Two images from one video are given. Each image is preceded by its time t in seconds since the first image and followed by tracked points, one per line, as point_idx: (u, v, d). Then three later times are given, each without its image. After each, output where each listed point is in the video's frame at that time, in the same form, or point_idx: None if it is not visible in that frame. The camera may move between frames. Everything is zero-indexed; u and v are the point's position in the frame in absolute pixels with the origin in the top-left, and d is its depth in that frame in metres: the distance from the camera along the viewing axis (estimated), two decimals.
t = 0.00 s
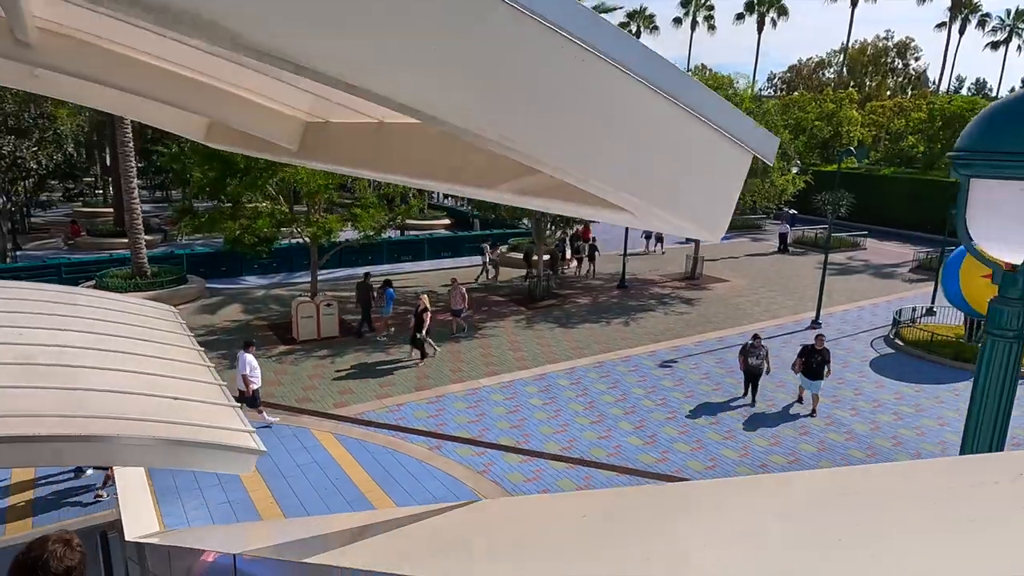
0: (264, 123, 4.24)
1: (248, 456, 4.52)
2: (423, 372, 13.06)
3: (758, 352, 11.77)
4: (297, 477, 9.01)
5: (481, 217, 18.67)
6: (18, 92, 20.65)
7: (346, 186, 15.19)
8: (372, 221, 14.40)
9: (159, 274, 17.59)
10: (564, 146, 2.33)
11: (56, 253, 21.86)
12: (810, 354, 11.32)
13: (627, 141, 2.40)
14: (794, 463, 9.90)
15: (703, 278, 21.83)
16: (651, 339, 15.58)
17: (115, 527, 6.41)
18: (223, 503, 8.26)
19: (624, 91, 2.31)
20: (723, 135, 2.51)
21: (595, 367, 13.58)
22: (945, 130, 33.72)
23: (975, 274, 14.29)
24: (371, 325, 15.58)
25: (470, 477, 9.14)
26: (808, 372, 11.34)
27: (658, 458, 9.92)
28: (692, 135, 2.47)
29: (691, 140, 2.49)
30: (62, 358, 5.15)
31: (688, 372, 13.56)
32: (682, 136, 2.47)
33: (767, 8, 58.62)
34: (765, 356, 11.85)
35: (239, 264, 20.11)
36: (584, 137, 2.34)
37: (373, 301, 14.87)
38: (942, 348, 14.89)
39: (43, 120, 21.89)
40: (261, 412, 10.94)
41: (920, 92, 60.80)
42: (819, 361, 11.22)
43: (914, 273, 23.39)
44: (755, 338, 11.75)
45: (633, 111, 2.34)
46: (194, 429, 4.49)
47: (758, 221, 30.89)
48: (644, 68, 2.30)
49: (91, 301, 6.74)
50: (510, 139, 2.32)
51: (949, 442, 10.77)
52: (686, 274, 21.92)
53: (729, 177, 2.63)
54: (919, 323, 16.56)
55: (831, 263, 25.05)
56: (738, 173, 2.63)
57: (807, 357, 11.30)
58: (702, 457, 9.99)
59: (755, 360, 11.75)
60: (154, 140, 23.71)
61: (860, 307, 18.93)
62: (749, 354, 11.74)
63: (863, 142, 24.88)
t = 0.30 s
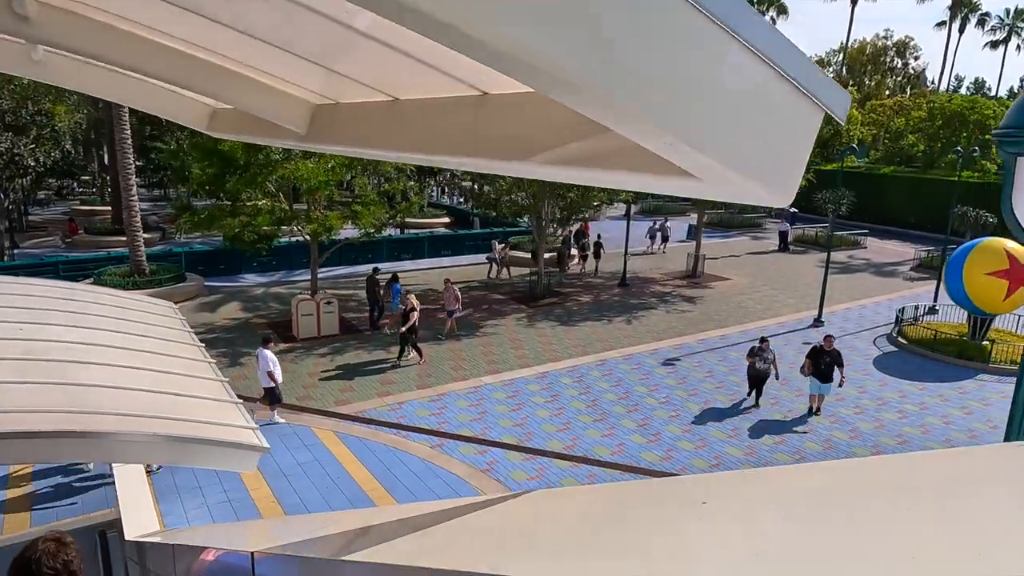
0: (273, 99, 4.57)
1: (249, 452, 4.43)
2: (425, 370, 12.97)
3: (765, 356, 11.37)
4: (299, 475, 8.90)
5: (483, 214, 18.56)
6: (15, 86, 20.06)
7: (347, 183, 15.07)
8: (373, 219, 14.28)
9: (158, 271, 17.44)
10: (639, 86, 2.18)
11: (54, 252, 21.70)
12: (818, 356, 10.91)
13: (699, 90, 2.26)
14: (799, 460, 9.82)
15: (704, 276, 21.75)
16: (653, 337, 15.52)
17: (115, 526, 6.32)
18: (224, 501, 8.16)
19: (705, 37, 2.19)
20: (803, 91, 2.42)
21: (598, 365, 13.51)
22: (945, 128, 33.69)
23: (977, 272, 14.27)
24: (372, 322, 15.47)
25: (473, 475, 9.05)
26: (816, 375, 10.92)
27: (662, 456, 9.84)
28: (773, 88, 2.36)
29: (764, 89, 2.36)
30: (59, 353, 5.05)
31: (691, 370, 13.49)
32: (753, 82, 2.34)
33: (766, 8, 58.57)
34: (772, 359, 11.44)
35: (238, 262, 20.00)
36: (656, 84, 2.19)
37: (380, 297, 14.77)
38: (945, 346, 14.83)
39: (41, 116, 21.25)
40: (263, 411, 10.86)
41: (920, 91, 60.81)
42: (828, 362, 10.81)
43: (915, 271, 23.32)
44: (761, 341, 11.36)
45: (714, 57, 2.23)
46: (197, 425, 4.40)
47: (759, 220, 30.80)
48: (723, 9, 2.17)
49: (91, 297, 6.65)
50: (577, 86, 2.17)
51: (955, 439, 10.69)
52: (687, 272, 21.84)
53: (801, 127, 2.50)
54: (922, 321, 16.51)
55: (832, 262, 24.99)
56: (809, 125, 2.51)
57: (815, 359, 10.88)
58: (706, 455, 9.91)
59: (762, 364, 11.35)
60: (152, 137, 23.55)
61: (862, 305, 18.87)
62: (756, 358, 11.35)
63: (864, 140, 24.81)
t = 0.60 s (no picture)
0: (280, 84, 4.64)
1: (250, 450, 4.34)
2: (425, 368, 12.87)
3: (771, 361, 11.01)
4: (300, 476, 8.79)
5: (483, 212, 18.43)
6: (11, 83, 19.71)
7: (346, 180, 14.91)
8: (372, 216, 14.16)
9: (155, 270, 17.33)
10: (755, 32, 2.06)
11: (50, 250, 21.50)
12: (825, 362, 10.49)
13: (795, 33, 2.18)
14: (804, 459, 9.73)
15: (705, 275, 21.63)
16: (654, 336, 15.42)
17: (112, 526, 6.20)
18: (223, 502, 8.04)
19: None
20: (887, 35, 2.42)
21: (599, 364, 13.40)
22: (945, 128, 33.73)
23: (980, 271, 14.20)
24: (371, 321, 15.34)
25: (476, 475, 8.95)
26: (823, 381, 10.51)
27: (665, 455, 9.74)
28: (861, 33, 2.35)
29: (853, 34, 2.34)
30: (55, 350, 4.94)
31: (693, 368, 13.41)
32: (841, 31, 2.29)
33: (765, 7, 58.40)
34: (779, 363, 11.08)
35: (236, 260, 19.85)
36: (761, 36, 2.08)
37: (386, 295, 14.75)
38: (948, 345, 14.76)
39: (37, 114, 20.92)
40: (261, 410, 10.74)
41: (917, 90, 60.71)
42: (834, 369, 10.36)
43: (915, 270, 23.23)
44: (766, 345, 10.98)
45: None
46: (197, 423, 4.29)
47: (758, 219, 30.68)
48: None
49: (86, 294, 6.52)
50: (684, 39, 2.04)
51: (960, 438, 10.61)
52: (688, 271, 21.75)
53: (881, 76, 2.48)
54: (924, 320, 16.43)
55: (832, 261, 24.92)
56: (891, 73, 2.51)
57: (821, 365, 10.46)
58: (711, 454, 9.82)
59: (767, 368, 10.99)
60: (148, 135, 23.33)
61: (864, 304, 18.79)
62: (761, 362, 10.98)
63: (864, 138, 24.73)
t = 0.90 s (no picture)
0: (293, 67, 4.21)
1: (250, 448, 4.23)
2: (425, 367, 12.77)
3: (778, 364, 10.67)
4: (300, 476, 8.68)
5: (484, 211, 18.34)
6: (8, 80, 19.57)
7: (346, 178, 14.78)
8: (373, 214, 14.05)
9: (153, 269, 17.22)
10: None
11: (47, 249, 21.38)
12: (834, 366, 10.16)
13: None
14: (809, 458, 9.64)
15: (706, 274, 21.54)
16: (656, 335, 15.32)
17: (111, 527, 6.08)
18: (222, 502, 7.94)
19: None
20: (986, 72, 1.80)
21: (601, 364, 13.29)
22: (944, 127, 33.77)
23: (984, 270, 14.12)
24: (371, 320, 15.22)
25: (477, 475, 8.85)
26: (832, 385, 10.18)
27: (669, 454, 9.66)
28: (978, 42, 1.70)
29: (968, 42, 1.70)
30: (51, 346, 4.83)
31: (696, 368, 13.30)
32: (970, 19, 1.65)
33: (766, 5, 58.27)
34: (786, 366, 10.75)
35: (235, 259, 19.74)
36: None
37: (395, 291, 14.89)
38: (952, 344, 14.67)
39: (34, 111, 20.75)
40: (261, 410, 10.62)
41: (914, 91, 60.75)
42: (844, 373, 10.03)
43: (917, 270, 23.16)
44: (774, 348, 10.62)
45: None
46: (199, 421, 4.20)
47: (758, 218, 30.61)
48: None
49: (83, 290, 6.40)
50: None
51: (965, 437, 10.53)
52: (688, 270, 21.67)
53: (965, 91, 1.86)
54: (927, 319, 16.36)
55: (833, 260, 24.86)
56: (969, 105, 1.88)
57: (831, 369, 10.12)
58: (715, 454, 9.72)
59: (775, 372, 10.64)
60: (147, 133, 23.17)
61: (865, 303, 18.72)
62: (768, 365, 10.63)
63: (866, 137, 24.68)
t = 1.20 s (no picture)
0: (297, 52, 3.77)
1: (252, 446, 4.13)
2: (428, 366, 12.67)
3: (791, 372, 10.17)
4: (302, 475, 8.58)
5: (486, 209, 18.25)
6: (8, 77, 19.47)
7: (347, 176, 14.67)
8: (375, 212, 13.95)
9: (153, 267, 17.11)
10: None
11: (47, 248, 21.28)
12: (849, 373, 9.66)
13: None
14: (816, 458, 9.54)
15: (708, 273, 21.45)
16: (659, 334, 15.22)
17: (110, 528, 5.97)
18: (224, 502, 7.84)
19: None
20: None
21: (605, 363, 13.19)
22: (946, 127, 33.76)
23: (990, 268, 14.01)
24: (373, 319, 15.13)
25: (481, 474, 8.76)
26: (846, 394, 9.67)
27: (675, 454, 9.56)
28: None
29: None
30: (49, 343, 4.72)
31: (700, 367, 13.20)
32: None
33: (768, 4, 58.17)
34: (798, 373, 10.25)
35: (236, 258, 19.65)
36: None
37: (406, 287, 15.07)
38: (957, 343, 14.59)
39: (34, 109, 20.62)
40: (262, 409, 10.53)
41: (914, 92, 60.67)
42: (859, 381, 9.51)
43: (919, 269, 23.10)
44: (785, 355, 10.12)
45: None
46: (201, 419, 4.11)
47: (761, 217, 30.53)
48: None
49: (83, 287, 6.30)
50: None
51: (973, 437, 10.43)
52: (691, 269, 21.58)
53: None
54: (932, 318, 16.27)
55: (835, 259, 24.78)
56: None
57: (845, 377, 9.61)
58: (721, 453, 9.62)
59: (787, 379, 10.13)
60: (148, 132, 23.09)
61: (869, 303, 18.62)
62: (780, 373, 10.11)
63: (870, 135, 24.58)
